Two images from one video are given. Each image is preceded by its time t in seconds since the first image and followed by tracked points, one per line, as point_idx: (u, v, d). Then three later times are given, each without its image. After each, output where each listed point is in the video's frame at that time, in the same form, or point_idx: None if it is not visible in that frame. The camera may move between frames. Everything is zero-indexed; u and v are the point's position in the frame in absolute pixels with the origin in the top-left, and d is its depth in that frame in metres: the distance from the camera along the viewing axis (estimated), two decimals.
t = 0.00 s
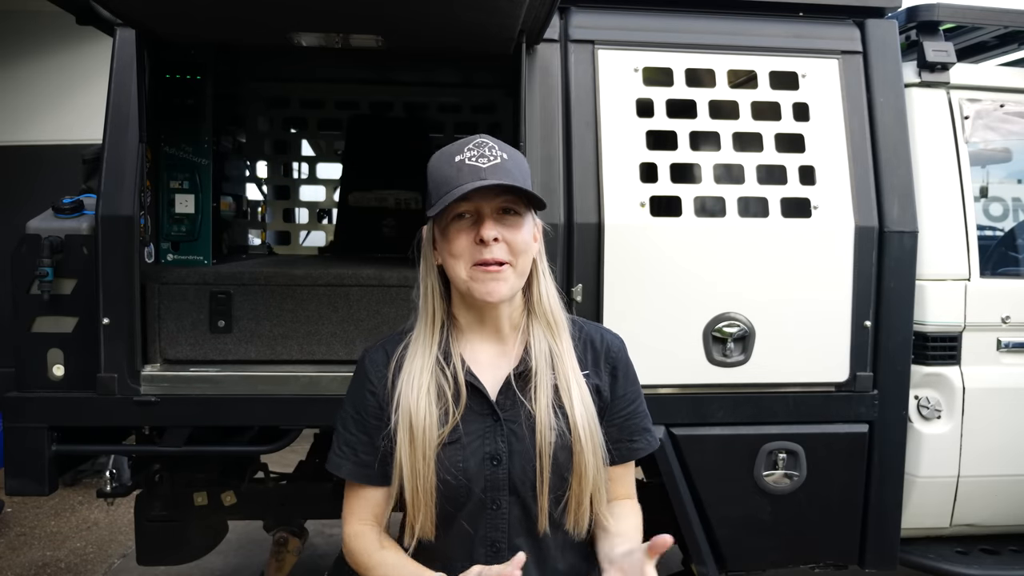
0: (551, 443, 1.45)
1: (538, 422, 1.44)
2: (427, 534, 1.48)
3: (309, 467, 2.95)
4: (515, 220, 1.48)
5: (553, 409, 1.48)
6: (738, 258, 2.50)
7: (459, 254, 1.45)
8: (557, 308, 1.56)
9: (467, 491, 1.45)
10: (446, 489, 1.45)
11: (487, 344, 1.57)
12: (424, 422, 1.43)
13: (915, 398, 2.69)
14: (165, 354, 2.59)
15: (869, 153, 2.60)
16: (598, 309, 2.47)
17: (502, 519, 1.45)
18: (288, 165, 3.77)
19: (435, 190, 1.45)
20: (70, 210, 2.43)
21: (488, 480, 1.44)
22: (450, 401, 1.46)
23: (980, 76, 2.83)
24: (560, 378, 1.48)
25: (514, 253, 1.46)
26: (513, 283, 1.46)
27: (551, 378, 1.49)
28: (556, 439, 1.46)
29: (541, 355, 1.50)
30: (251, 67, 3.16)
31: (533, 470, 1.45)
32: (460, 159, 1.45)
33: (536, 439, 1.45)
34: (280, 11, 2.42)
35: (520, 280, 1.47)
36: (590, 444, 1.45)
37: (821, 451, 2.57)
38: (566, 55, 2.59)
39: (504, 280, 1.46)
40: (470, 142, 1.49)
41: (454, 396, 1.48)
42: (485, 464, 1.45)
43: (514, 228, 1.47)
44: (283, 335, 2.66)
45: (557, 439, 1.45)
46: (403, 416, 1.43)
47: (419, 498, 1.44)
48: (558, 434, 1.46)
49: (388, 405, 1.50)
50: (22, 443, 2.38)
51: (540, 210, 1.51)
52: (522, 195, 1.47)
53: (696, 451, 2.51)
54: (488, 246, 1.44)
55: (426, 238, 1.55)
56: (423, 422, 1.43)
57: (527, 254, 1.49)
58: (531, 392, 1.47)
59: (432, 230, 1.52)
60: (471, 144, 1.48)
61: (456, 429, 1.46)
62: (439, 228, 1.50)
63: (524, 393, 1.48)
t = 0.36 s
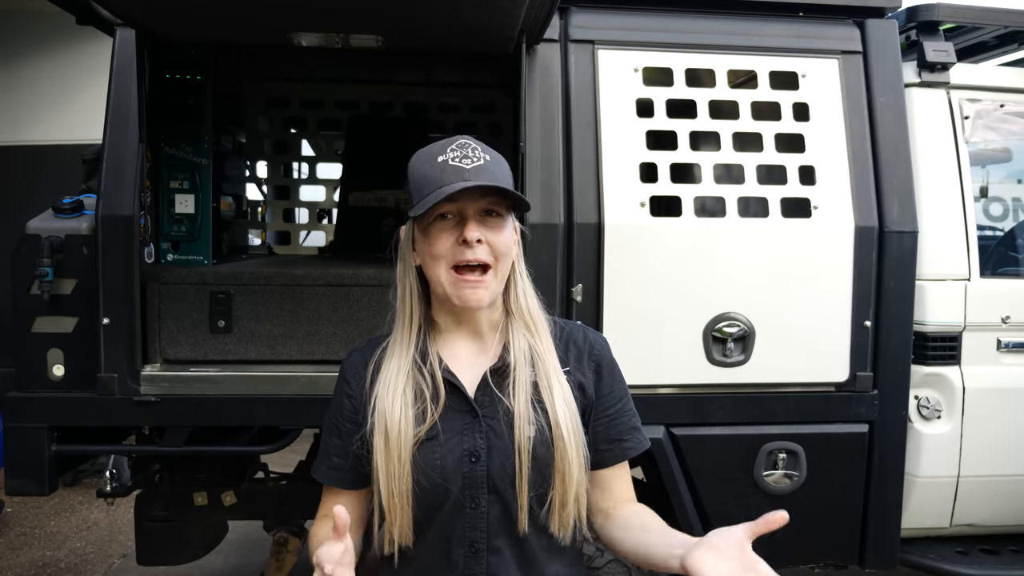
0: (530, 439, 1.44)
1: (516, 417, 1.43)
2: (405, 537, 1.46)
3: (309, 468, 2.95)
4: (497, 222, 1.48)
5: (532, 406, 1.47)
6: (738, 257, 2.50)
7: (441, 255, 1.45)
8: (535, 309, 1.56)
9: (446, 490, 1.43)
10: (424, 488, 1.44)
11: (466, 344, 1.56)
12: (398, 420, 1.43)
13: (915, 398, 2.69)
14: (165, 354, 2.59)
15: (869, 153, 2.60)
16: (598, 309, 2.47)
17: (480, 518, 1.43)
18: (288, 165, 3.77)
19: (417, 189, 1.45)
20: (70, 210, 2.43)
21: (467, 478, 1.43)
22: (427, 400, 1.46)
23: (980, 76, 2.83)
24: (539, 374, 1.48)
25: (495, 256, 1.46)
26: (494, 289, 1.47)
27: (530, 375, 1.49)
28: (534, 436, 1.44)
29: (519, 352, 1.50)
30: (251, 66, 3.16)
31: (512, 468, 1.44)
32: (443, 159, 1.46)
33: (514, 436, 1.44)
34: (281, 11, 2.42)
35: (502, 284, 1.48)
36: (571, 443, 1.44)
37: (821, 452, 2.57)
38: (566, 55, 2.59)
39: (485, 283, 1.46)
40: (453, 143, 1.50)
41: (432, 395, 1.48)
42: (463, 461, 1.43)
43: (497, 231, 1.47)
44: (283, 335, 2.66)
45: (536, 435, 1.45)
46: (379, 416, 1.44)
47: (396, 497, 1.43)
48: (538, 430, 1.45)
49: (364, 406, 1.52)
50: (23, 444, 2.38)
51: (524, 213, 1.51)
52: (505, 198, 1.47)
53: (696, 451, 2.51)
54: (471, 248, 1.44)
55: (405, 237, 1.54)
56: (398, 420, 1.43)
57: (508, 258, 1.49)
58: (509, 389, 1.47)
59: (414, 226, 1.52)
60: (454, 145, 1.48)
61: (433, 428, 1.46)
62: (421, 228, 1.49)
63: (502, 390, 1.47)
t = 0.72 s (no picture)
0: (519, 440, 1.44)
1: (506, 418, 1.43)
2: (396, 539, 1.46)
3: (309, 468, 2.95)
4: (491, 217, 1.49)
5: (522, 406, 1.47)
6: (738, 257, 2.50)
7: (434, 247, 1.45)
8: (526, 307, 1.56)
9: (436, 493, 1.43)
10: (415, 491, 1.44)
11: (457, 343, 1.57)
12: (388, 423, 1.43)
13: (915, 398, 2.69)
14: (165, 354, 2.59)
15: (869, 153, 2.60)
16: (598, 308, 2.47)
17: (472, 520, 1.43)
18: (288, 165, 3.77)
19: (411, 186, 1.44)
20: (70, 210, 2.43)
21: (457, 480, 1.43)
22: (417, 403, 1.46)
23: (981, 76, 2.83)
24: (529, 374, 1.48)
25: (491, 248, 1.47)
26: (489, 278, 1.46)
27: (520, 375, 1.49)
28: (523, 437, 1.44)
29: (509, 353, 1.50)
30: (252, 66, 3.16)
31: (502, 471, 1.43)
32: (436, 157, 1.45)
33: (503, 436, 1.44)
34: (282, 11, 2.42)
35: (497, 276, 1.48)
36: (562, 444, 1.44)
37: (821, 451, 2.57)
38: (565, 55, 2.58)
39: (480, 273, 1.45)
40: (445, 141, 1.49)
41: (422, 398, 1.48)
42: (453, 464, 1.43)
43: (491, 224, 1.48)
44: (282, 335, 2.66)
45: (525, 436, 1.44)
46: (370, 421, 1.44)
47: (386, 500, 1.43)
48: (528, 431, 1.45)
49: (357, 410, 1.52)
50: (23, 444, 2.38)
51: (518, 209, 1.52)
52: (500, 190, 1.48)
53: (696, 451, 2.51)
54: (465, 239, 1.45)
55: (396, 234, 1.54)
56: (388, 423, 1.43)
57: (503, 250, 1.50)
58: (499, 388, 1.46)
59: (405, 224, 1.52)
60: (446, 143, 1.47)
61: (424, 430, 1.46)
62: (413, 223, 1.49)
63: (492, 391, 1.47)
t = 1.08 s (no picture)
0: (522, 440, 1.44)
1: (508, 418, 1.43)
2: (401, 538, 1.47)
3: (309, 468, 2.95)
4: (493, 217, 1.49)
5: (525, 406, 1.47)
6: (738, 257, 2.50)
7: (436, 247, 1.45)
8: (528, 307, 1.56)
9: (440, 493, 1.43)
10: (419, 491, 1.44)
11: (458, 343, 1.57)
12: (392, 425, 1.43)
13: (915, 398, 2.69)
14: (165, 354, 2.59)
15: (869, 153, 2.60)
16: (598, 309, 2.48)
17: (475, 520, 1.43)
18: (288, 165, 3.77)
19: (413, 186, 1.44)
20: (70, 210, 2.43)
21: (460, 480, 1.43)
22: (420, 404, 1.46)
23: (980, 76, 2.83)
24: (531, 374, 1.47)
25: (493, 247, 1.47)
26: (491, 277, 1.46)
27: (522, 375, 1.48)
28: (526, 438, 1.44)
29: (511, 352, 1.50)
30: (252, 66, 3.16)
31: (505, 471, 1.43)
32: (439, 156, 1.45)
33: (506, 437, 1.44)
34: (281, 11, 2.42)
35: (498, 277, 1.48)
36: (565, 444, 1.44)
37: (821, 451, 2.57)
38: (566, 55, 2.58)
39: (481, 274, 1.45)
40: (447, 141, 1.49)
41: (425, 399, 1.48)
42: (456, 465, 1.43)
43: (493, 225, 1.48)
44: (283, 335, 2.66)
45: (528, 436, 1.44)
46: (374, 421, 1.44)
47: (391, 501, 1.43)
48: (530, 431, 1.45)
49: (360, 411, 1.52)
50: (23, 444, 2.38)
51: (520, 209, 1.52)
52: (502, 191, 1.48)
53: (696, 451, 2.51)
54: (467, 239, 1.45)
55: (398, 233, 1.54)
56: (391, 425, 1.43)
57: (505, 250, 1.50)
58: (501, 388, 1.46)
59: (408, 223, 1.52)
60: (448, 142, 1.47)
61: (427, 431, 1.46)
62: (415, 222, 1.48)
63: (494, 391, 1.47)
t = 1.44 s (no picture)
0: (525, 442, 1.44)
1: (511, 420, 1.43)
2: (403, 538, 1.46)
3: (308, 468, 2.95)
4: (493, 218, 1.49)
5: (528, 408, 1.47)
6: (738, 257, 2.50)
7: (436, 248, 1.45)
8: (530, 309, 1.56)
9: (442, 494, 1.44)
10: (422, 492, 1.44)
11: (460, 344, 1.56)
12: (395, 426, 1.43)
13: (915, 398, 2.69)
14: (165, 354, 2.59)
15: (869, 153, 2.60)
16: (598, 309, 2.48)
17: (477, 522, 1.43)
18: (288, 165, 3.77)
19: (412, 187, 1.44)
20: (70, 210, 2.43)
21: (463, 482, 1.43)
22: (423, 405, 1.46)
23: (981, 76, 2.83)
24: (533, 376, 1.47)
25: (493, 248, 1.47)
26: (492, 278, 1.46)
27: (525, 377, 1.48)
28: (528, 441, 1.44)
29: (514, 354, 1.49)
30: (252, 66, 3.16)
31: (507, 473, 1.43)
32: (437, 157, 1.45)
33: (509, 439, 1.44)
34: (281, 11, 2.42)
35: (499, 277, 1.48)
36: (567, 445, 1.44)
37: (821, 451, 2.57)
38: (566, 55, 2.58)
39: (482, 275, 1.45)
40: (445, 141, 1.49)
41: (428, 400, 1.48)
42: (459, 466, 1.43)
43: (493, 226, 1.48)
44: (283, 335, 2.66)
45: (530, 438, 1.44)
46: (377, 422, 1.44)
47: (393, 501, 1.43)
48: (533, 433, 1.45)
49: (363, 411, 1.51)
50: (23, 444, 2.38)
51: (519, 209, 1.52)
52: (502, 191, 1.48)
53: (696, 451, 2.51)
54: (467, 241, 1.44)
55: (399, 235, 1.54)
56: (394, 426, 1.43)
57: (505, 251, 1.49)
58: (504, 389, 1.46)
59: (408, 225, 1.52)
60: (446, 143, 1.48)
61: (430, 433, 1.46)
62: (415, 224, 1.48)
63: (497, 392, 1.47)
